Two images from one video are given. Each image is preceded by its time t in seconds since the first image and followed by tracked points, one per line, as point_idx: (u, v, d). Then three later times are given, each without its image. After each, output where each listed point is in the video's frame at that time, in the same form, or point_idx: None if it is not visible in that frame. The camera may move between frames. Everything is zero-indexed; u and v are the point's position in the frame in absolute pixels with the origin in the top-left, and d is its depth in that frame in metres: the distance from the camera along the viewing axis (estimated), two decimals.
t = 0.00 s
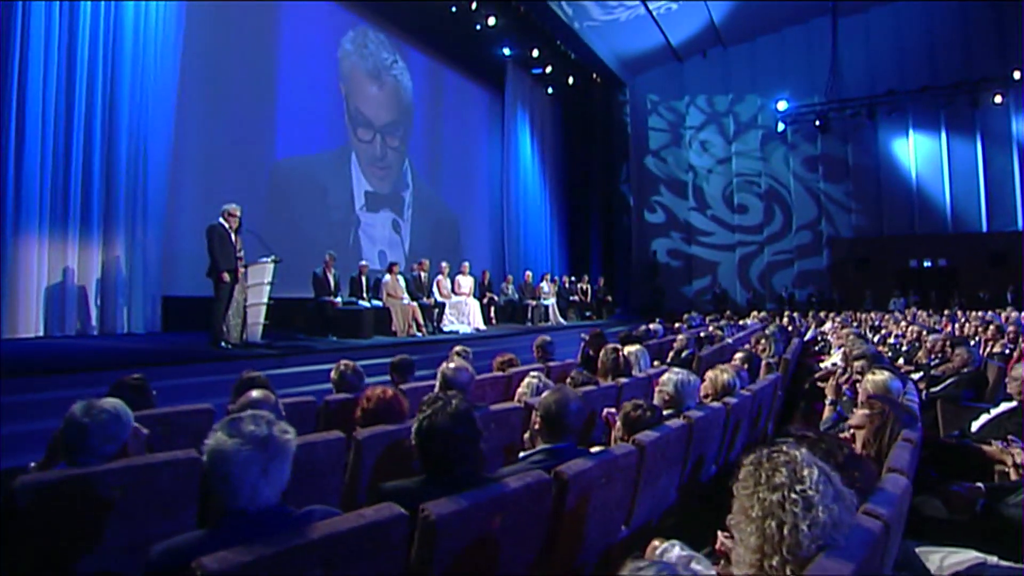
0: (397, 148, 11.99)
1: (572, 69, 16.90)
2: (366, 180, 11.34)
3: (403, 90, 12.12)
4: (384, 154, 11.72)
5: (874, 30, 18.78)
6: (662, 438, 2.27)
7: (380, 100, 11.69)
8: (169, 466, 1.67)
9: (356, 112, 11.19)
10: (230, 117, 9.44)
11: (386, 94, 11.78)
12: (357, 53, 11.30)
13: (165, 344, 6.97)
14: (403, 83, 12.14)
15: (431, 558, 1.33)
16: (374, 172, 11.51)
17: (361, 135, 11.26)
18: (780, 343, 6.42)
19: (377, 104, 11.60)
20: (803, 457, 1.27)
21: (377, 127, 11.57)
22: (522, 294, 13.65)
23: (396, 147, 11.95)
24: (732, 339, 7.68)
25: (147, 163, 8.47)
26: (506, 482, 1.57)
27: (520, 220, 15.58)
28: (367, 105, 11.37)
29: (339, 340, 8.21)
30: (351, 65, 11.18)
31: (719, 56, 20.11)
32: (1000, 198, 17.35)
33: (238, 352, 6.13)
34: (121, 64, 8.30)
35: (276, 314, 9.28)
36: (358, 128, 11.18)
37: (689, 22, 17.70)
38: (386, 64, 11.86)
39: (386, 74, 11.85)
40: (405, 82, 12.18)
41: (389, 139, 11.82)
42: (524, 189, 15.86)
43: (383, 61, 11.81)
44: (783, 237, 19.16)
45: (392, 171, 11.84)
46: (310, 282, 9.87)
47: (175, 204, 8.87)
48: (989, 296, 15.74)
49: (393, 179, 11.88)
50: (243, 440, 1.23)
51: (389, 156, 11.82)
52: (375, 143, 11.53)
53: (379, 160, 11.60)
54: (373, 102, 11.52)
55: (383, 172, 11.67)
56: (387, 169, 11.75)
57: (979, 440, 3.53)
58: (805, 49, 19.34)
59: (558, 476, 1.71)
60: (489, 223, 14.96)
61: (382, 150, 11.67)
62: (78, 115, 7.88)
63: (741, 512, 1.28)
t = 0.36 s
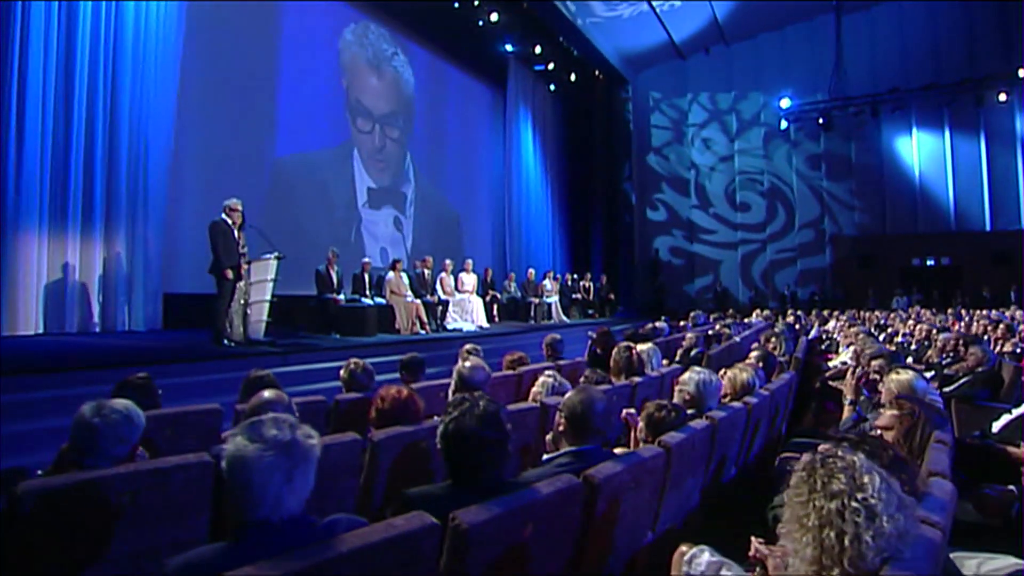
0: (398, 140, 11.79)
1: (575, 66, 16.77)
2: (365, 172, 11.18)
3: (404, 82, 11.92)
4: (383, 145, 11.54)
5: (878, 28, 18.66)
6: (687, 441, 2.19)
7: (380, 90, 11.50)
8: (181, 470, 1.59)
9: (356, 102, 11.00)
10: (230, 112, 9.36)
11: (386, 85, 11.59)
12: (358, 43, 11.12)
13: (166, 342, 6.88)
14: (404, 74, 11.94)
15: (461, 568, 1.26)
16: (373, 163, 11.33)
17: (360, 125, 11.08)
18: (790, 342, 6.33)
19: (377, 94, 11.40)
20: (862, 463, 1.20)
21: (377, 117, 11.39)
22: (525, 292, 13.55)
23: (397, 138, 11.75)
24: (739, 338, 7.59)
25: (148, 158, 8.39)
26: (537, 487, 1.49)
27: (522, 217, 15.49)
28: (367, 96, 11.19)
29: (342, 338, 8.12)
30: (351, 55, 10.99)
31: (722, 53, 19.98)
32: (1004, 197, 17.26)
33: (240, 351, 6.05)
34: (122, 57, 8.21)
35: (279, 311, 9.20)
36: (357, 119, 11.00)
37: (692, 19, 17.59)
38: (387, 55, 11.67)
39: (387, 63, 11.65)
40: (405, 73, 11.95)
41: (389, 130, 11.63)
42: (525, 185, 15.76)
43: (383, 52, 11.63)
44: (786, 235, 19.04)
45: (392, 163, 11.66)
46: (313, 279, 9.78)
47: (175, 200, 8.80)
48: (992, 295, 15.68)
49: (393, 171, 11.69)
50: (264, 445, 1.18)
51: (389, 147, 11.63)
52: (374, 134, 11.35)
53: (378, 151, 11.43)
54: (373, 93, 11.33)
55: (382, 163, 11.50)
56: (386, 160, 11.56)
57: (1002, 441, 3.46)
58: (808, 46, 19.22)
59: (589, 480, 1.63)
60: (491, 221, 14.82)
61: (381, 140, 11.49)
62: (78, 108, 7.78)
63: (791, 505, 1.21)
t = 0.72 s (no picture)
0: (388, 107, 11.47)
1: (574, 64, 16.67)
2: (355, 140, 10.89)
3: (395, 53, 11.63)
4: (372, 112, 11.23)
5: (877, 30, 18.64)
6: (714, 445, 2.13)
7: (371, 59, 11.23)
8: (194, 478, 1.50)
9: (344, 67, 10.69)
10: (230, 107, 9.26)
11: (376, 53, 11.29)
12: (348, 12, 10.85)
13: (163, 340, 6.77)
14: (395, 46, 11.65)
15: None
16: (362, 131, 11.02)
17: (349, 91, 10.77)
18: (796, 343, 6.28)
19: (367, 61, 11.09)
20: (930, 474, 1.13)
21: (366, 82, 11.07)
22: (524, 291, 13.48)
23: (387, 106, 11.44)
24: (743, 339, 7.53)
25: (145, 152, 8.27)
26: (573, 495, 1.42)
27: (520, 215, 15.39)
28: (356, 62, 10.91)
29: (341, 337, 8.03)
30: (341, 23, 10.70)
31: (721, 54, 19.94)
32: (1001, 200, 17.27)
33: (238, 349, 5.95)
34: (120, 49, 8.08)
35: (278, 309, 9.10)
36: (346, 83, 10.68)
37: (692, 19, 17.55)
38: (377, 25, 11.42)
39: (373, 30, 11.34)
40: (395, 43, 11.63)
41: (379, 96, 11.32)
42: (523, 182, 15.65)
43: (372, 20, 11.35)
44: (784, 236, 19.03)
45: (382, 131, 11.37)
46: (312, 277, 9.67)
47: (172, 195, 8.67)
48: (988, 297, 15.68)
49: (383, 139, 11.39)
50: (295, 458, 1.15)
51: (379, 113, 11.32)
52: (363, 100, 11.03)
53: (367, 117, 11.10)
54: (364, 61, 11.06)
55: (371, 132, 11.18)
56: (375, 128, 11.26)
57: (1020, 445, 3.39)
58: (807, 47, 19.16)
59: (623, 489, 1.56)
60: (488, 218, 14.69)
61: (370, 105, 11.17)
62: (74, 99, 7.63)
63: (850, 521, 1.17)
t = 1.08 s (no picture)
0: (384, 129, 11.42)
1: (574, 69, 16.65)
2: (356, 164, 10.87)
3: (390, 69, 11.46)
4: (370, 136, 11.18)
5: (875, 35, 18.67)
6: (745, 456, 2.07)
7: (365, 79, 11.12)
8: (213, 494, 1.43)
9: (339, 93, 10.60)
10: (230, 111, 9.17)
11: (370, 73, 11.18)
12: (341, 31, 10.73)
13: (162, 344, 6.69)
14: (389, 61, 11.49)
15: None
16: (361, 155, 10.99)
17: (345, 117, 10.71)
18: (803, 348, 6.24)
19: (361, 83, 11.00)
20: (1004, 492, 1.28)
21: (362, 108, 11.01)
22: (524, 295, 13.41)
23: (383, 128, 11.39)
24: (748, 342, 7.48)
25: (144, 154, 8.17)
26: (616, 510, 1.36)
27: (519, 220, 15.34)
28: (350, 85, 10.78)
29: (343, 341, 7.95)
30: (333, 44, 10.58)
31: (720, 58, 19.98)
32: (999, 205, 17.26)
33: (240, 354, 5.87)
34: (119, 50, 7.99)
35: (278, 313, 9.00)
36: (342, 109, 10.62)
37: (692, 24, 17.56)
38: (370, 41, 11.25)
39: (369, 49, 11.22)
40: (388, 57, 11.47)
41: (375, 119, 11.26)
42: (523, 186, 15.62)
43: (366, 38, 11.21)
44: (783, 240, 19.04)
45: (381, 153, 11.32)
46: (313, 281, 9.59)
47: (171, 198, 8.56)
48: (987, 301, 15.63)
49: (382, 161, 11.36)
50: (334, 475, 1.09)
51: (376, 137, 11.27)
52: (359, 125, 10.98)
53: (364, 142, 11.05)
54: (358, 82, 10.94)
55: (370, 155, 11.14)
56: (374, 150, 11.22)
57: None
58: (806, 52, 19.21)
59: (664, 502, 1.50)
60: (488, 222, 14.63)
61: (367, 131, 11.12)
62: (73, 102, 7.53)
63: (917, 541, 1.32)
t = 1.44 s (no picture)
0: (394, 148, 11.49)
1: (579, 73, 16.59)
2: (365, 182, 10.90)
3: (400, 88, 11.61)
4: (380, 155, 11.23)
5: (879, 40, 18.62)
6: (781, 464, 2.01)
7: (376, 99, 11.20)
8: (236, 508, 1.36)
9: (350, 112, 10.66)
10: (236, 115, 9.12)
11: (381, 92, 11.27)
12: (353, 49, 10.81)
13: (168, 348, 6.60)
14: (401, 80, 11.62)
15: None
16: (372, 174, 11.03)
17: (356, 136, 10.75)
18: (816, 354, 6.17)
19: (372, 103, 11.08)
20: None
21: (374, 129, 11.08)
22: (529, 299, 13.32)
23: (393, 147, 11.45)
24: (757, 347, 7.41)
25: (150, 157, 8.13)
26: (662, 523, 1.30)
27: (522, 225, 15.27)
28: (361, 104, 10.85)
29: (349, 345, 7.88)
30: (346, 61, 10.64)
31: (724, 63, 19.95)
32: (1005, 210, 17.13)
33: (246, 359, 5.80)
34: (125, 52, 7.94)
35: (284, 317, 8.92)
36: (353, 129, 10.68)
37: (696, 27, 17.50)
38: (382, 61, 11.35)
39: (382, 70, 11.35)
40: (402, 78, 11.65)
41: (386, 139, 11.32)
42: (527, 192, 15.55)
43: (379, 57, 11.31)
44: (788, 244, 18.92)
45: (390, 172, 11.38)
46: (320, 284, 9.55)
47: (176, 201, 8.51)
48: (992, 306, 15.49)
49: (391, 179, 11.40)
50: (380, 494, 1.06)
51: (386, 156, 11.33)
52: (370, 144, 11.02)
53: (374, 160, 11.10)
54: (368, 101, 11.01)
55: (380, 173, 11.19)
56: (384, 168, 11.26)
57: None
58: (810, 56, 19.14)
59: (709, 513, 1.44)
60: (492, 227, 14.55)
61: (378, 150, 11.17)
62: (78, 103, 7.46)
63: (998, 560, 1.47)
